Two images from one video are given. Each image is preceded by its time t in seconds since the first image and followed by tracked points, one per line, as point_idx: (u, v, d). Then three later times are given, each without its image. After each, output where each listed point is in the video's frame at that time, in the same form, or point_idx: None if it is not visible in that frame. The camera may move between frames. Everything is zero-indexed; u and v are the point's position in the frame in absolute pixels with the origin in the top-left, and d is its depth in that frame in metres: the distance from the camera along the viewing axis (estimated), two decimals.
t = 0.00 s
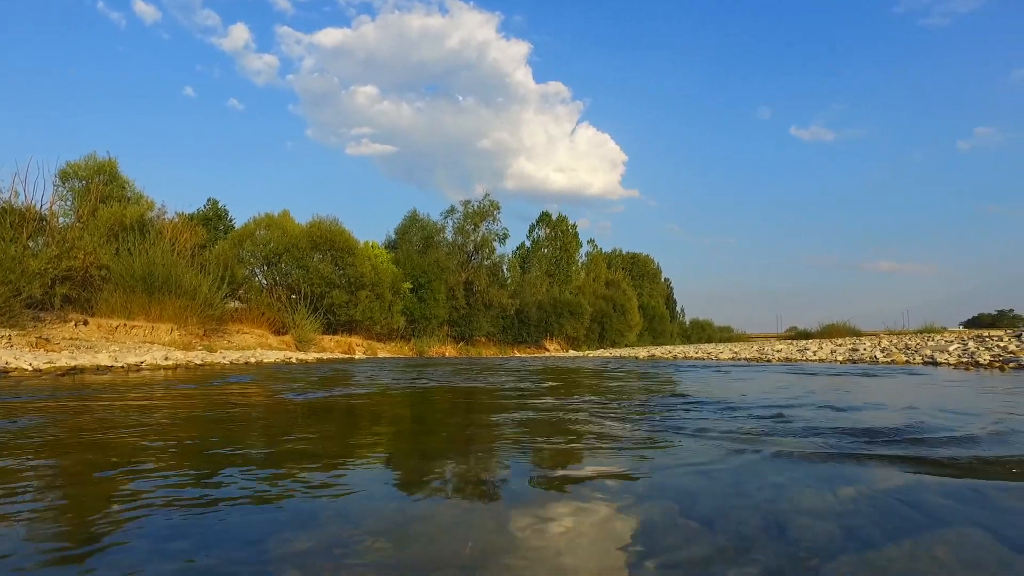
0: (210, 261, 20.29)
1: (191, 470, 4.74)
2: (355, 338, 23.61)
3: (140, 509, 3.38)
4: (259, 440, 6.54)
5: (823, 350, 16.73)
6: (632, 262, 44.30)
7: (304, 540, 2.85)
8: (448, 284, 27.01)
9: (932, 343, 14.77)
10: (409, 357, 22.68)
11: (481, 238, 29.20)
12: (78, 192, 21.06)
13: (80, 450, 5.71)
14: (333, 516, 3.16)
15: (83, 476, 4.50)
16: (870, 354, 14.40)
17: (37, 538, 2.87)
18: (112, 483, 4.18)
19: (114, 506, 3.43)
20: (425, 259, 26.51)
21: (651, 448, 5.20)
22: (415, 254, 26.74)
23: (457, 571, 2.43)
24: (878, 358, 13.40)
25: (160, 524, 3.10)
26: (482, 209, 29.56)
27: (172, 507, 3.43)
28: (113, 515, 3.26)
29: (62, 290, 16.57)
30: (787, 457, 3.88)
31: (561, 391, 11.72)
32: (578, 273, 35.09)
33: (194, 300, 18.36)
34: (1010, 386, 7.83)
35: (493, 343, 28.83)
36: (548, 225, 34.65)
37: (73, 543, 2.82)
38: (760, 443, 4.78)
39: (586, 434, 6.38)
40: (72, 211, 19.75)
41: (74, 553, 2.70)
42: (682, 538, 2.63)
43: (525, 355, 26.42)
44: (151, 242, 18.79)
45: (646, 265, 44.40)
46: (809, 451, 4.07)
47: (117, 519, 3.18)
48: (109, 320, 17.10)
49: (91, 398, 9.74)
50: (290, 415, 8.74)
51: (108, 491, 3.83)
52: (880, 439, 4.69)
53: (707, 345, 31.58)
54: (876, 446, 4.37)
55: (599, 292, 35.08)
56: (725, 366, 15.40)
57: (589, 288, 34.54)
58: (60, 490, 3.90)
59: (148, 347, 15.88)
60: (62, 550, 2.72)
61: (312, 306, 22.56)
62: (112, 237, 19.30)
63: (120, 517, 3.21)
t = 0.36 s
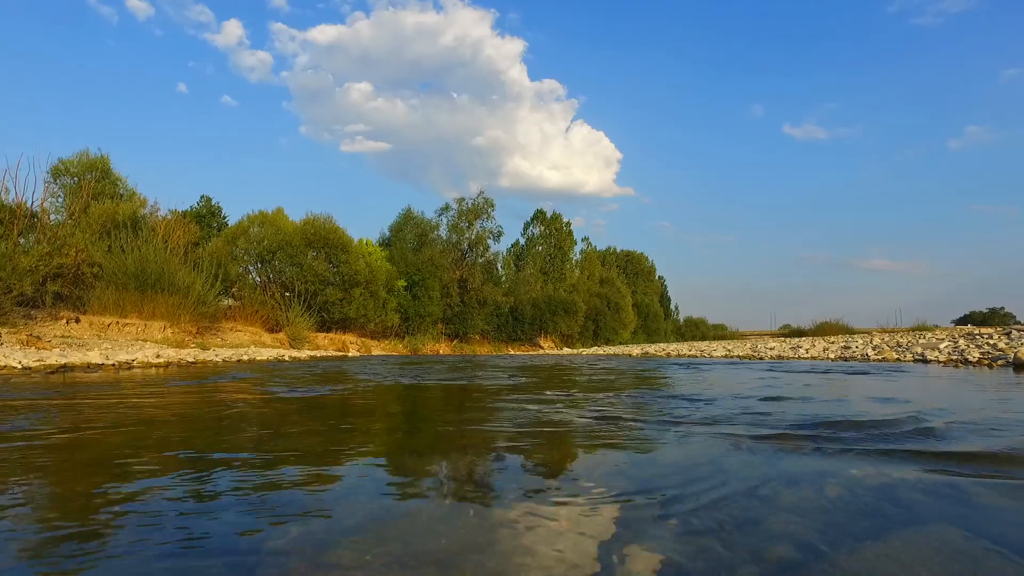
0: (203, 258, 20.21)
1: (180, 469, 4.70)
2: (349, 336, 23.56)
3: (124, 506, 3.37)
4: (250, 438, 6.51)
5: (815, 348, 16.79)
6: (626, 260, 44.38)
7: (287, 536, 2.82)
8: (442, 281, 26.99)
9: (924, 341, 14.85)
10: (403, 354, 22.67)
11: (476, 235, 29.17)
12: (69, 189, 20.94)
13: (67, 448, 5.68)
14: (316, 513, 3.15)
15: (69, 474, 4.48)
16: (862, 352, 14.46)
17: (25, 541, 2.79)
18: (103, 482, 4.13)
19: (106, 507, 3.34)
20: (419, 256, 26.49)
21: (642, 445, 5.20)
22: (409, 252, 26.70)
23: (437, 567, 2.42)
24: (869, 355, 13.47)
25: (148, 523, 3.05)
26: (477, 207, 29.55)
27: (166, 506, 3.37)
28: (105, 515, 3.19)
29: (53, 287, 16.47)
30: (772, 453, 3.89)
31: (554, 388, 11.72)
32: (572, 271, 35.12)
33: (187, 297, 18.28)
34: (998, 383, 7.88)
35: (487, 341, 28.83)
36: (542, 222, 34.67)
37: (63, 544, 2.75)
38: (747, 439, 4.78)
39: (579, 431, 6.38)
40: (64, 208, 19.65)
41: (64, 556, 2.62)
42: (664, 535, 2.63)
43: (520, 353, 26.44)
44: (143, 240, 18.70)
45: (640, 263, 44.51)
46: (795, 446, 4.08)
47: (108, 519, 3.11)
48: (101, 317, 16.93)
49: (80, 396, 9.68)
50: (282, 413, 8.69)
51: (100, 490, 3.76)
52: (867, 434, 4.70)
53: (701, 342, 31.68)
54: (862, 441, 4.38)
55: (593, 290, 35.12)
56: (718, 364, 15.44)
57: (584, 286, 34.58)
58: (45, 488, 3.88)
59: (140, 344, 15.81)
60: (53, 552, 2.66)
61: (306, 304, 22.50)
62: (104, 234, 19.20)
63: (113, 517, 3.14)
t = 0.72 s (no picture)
0: (196, 255, 20.12)
1: (171, 466, 4.68)
2: (343, 333, 23.54)
3: (114, 499, 3.37)
4: (241, 435, 6.50)
5: (807, 345, 16.87)
6: (620, 258, 44.43)
7: (273, 529, 2.83)
8: (436, 279, 26.97)
9: (915, 338, 14.91)
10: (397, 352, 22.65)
11: (470, 232, 29.13)
12: (61, 185, 20.80)
13: (56, 445, 5.67)
14: (302, 507, 3.16)
15: (58, 470, 4.48)
16: (853, 349, 14.54)
17: (14, 536, 2.73)
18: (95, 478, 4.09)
19: (98, 501, 3.30)
20: (413, 253, 26.46)
21: (632, 441, 5.22)
22: (402, 249, 26.66)
23: (420, 560, 2.43)
24: (860, 353, 13.53)
25: (140, 517, 3.03)
26: (471, 204, 29.50)
27: (159, 500, 3.33)
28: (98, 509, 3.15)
29: (45, 284, 16.36)
30: (757, 449, 3.93)
31: (547, 385, 11.74)
32: (567, 268, 35.12)
33: (180, 295, 18.21)
34: (986, 379, 7.94)
35: (481, 339, 28.85)
36: (536, 220, 34.66)
37: (54, 538, 2.70)
38: (735, 435, 4.81)
39: (571, 428, 6.40)
40: (55, 205, 19.52)
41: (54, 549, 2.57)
42: (646, 528, 2.65)
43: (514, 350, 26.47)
44: (136, 237, 18.60)
45: (634, 261, 44.57)
46: (780, 442, 4.12)
47: (101, 513, 3.07)
48: (92, 315, 16.82)
49: (70, 393, 9.64)
50: (274, 410, 8.68)
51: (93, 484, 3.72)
52: (853, 429, 4.73)
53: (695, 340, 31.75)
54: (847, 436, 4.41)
55: (587, 287, 35.15)
56: (710, 361, 15.48)
57: (578, 283, 34.59)
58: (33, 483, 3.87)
59: (133, 341, 15.73)
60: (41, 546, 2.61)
61: (299, 301, 22.45)
62: (96, 231, 19.09)
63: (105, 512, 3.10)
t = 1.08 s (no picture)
0: (189, 251, 20.04)
1: (159, 460, 4.67)
2: (337, 330, 23.51)
3: (100, 489, 3.37)
4: (231, 430, 6.48)
5: (799, 342, 16.95)
6: (615, 254, 44.54)
7: (256, 520, 2.81)
8: (430, 275, 26.97)
9: (906, 335, 15.00)
10: (390, 348, 22.63)
11: (464, 229, 29.11)
12: (52, 181, 20.66)
13: (44, 441, 5.65)
14: (286, 498, 3.15)
15: (45, 465, 4.46)
16: (844, 346, 14.61)
17: None
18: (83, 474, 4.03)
19: (87, 497, 3.21)
20: (407, 249, 26.43)
21: (621, 435, 5.23)
22: (396, 245, 26.64)
23: (403, 550, 2.41)
24: (852, 349, 13.60)
25: (130, 511, 2.96)
26: (465, 201, 29.48)
27: (153, 495, 3.24)
28: (87, 504, 3.06)
29: (36, 281, 16.24)
30: (742, 441, 3.94)
31: (539, 380, 11.77)
32: (561, 264, 35.18)
33: (173, 291, 18.12)
34: (973, 375, 8.00)
35: (475, 335, 28.85)
36: (531, 216, 34.67)
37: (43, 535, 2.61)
38: (722, 429, 4.83)
39: (563, 422, 6.40)
40: (46, 200, 19.39)
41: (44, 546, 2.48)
42: (630, 518, 2.65)
43: (507, 347, 26.50)
44: (128, 233, 18.49)
45: (628, 258, 44.69)
46: (767, 435, 4.12)
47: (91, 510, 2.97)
48: (84, 311, 16.73)
49: (61, 389, 9.61)
50: (266, 405, 8.66)
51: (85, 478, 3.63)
52: (839, 422, 4.76)
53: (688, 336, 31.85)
54: (833, 429, 4.43)
55: (581, 284, 35.20)
56: (703, 357, 15.54)
57: (572, 280, 34.63)
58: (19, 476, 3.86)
59: (125, 338, 15.65)
60: (28, 543, 2.51)
61: (293, 297, 22.39)
62: (87, 227, 18.98)
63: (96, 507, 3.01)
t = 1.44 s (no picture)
0: (182, 247, 19.95)
1: (151, 455, 4.68)
2: (330, 326, 23.47)
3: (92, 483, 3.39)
4: (223, 426, 6.48)
5: (791, 338, 17.04)
6: (608, 250, 44.62)
7: (244, 512, 2.82)
8: (424, 271, 26.97)
9: (896, 331, 15.10)
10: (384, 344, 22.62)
11: (458, 225, 29.06)
12: (42, 176, 20.50)
13: (34, 436, 5.64)
14: (276, 489, 3.15)
15: (35, 460, 4.46)
16: (835, 342, 14.71)
17: None
18: (79, 469, 4.02)
19: (87, 492, 3.18)
20: (400, 245, 26.39)
21: (610, 430, 5.27)
22: (390, 241, 26.60)
23: (391, 539, 2.43)
24: (842, 345, 13.69)
25: (128, 505, 2.94)
26: (458, 196, 29.44)
27: (154, 490, 3.22)
28: (81, 499, 3.05)
29: (26, 276, 16.11)
30: (727, 435, 3.98)
31: (532, 376, 11.80)
32: (554, 260, 35.21)
33: (165, 287, 18.02)
34: (960, 370, 8.08)
35: (469, 331, 28.87)
36: (524, 212, 34.67)
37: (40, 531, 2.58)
38: (709, 423, 4.88)
39: (557, 417, 6.42)
40: (37, 196, 19.24)
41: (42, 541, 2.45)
42: (615, 508, 2.67)
43: (501, 343, 26.54)
44: (120, 228, 18.36)
45: (622, 254, 44.79)
46: (754, 429, 4.16)
47: (91, 505, 2.95)
48: (76, 307, 16.63)
49: (51, 385, 9.56)
50: (259, 401, 8.65)
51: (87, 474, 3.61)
52: (825, 416, 4.81)
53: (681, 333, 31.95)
54: (820, 423, 4.48)
55: (575, 280, 35.23)
56: (695, 353, 15.60)
57: (565, 276, 34.67)
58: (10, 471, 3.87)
59: (117, 334, 15.57)
60: (24, 540, 2.48)
61: (286, 293, 22.32)
62: (78, 223, 18.83)
63: (97, 502, 2.98)
